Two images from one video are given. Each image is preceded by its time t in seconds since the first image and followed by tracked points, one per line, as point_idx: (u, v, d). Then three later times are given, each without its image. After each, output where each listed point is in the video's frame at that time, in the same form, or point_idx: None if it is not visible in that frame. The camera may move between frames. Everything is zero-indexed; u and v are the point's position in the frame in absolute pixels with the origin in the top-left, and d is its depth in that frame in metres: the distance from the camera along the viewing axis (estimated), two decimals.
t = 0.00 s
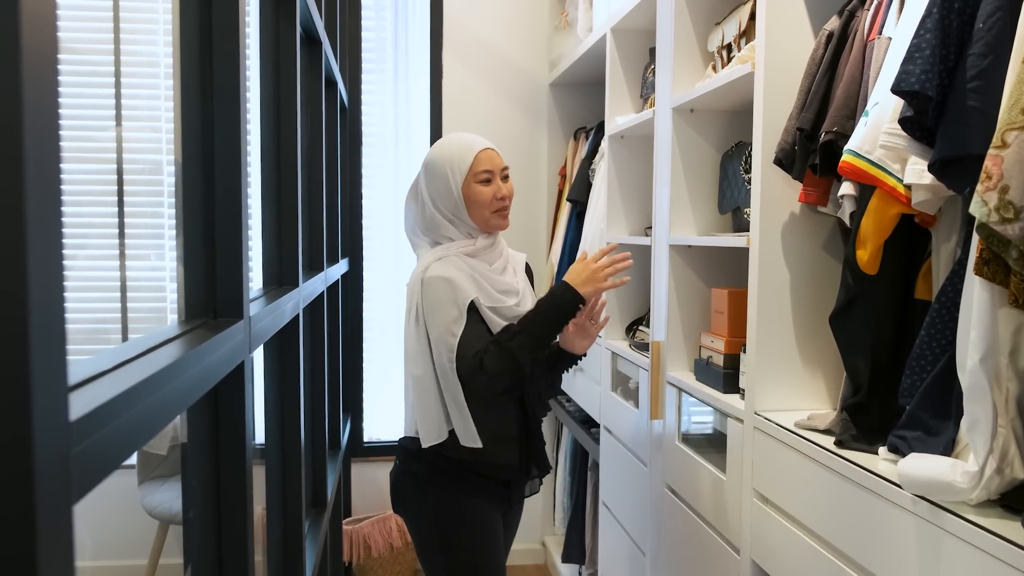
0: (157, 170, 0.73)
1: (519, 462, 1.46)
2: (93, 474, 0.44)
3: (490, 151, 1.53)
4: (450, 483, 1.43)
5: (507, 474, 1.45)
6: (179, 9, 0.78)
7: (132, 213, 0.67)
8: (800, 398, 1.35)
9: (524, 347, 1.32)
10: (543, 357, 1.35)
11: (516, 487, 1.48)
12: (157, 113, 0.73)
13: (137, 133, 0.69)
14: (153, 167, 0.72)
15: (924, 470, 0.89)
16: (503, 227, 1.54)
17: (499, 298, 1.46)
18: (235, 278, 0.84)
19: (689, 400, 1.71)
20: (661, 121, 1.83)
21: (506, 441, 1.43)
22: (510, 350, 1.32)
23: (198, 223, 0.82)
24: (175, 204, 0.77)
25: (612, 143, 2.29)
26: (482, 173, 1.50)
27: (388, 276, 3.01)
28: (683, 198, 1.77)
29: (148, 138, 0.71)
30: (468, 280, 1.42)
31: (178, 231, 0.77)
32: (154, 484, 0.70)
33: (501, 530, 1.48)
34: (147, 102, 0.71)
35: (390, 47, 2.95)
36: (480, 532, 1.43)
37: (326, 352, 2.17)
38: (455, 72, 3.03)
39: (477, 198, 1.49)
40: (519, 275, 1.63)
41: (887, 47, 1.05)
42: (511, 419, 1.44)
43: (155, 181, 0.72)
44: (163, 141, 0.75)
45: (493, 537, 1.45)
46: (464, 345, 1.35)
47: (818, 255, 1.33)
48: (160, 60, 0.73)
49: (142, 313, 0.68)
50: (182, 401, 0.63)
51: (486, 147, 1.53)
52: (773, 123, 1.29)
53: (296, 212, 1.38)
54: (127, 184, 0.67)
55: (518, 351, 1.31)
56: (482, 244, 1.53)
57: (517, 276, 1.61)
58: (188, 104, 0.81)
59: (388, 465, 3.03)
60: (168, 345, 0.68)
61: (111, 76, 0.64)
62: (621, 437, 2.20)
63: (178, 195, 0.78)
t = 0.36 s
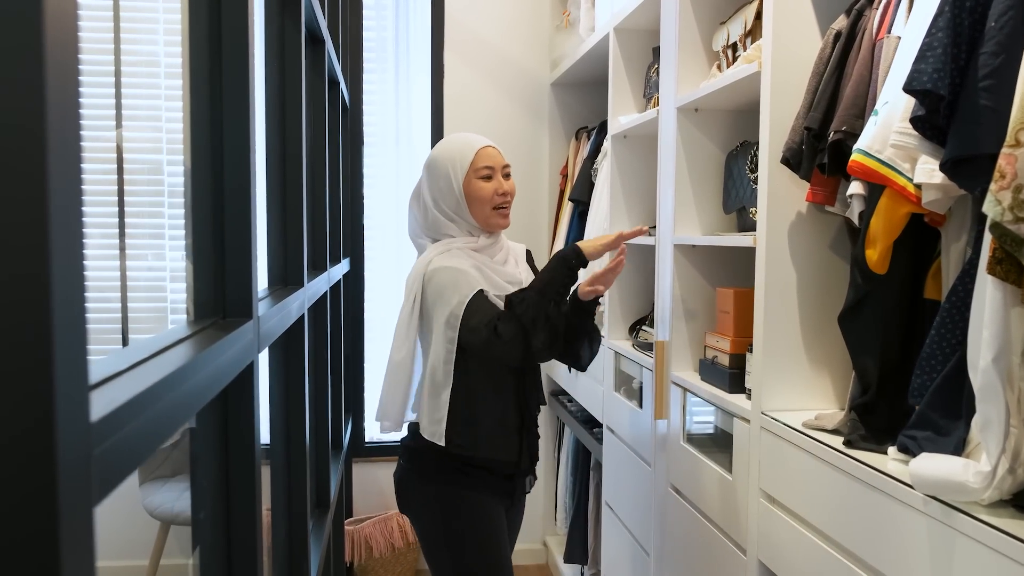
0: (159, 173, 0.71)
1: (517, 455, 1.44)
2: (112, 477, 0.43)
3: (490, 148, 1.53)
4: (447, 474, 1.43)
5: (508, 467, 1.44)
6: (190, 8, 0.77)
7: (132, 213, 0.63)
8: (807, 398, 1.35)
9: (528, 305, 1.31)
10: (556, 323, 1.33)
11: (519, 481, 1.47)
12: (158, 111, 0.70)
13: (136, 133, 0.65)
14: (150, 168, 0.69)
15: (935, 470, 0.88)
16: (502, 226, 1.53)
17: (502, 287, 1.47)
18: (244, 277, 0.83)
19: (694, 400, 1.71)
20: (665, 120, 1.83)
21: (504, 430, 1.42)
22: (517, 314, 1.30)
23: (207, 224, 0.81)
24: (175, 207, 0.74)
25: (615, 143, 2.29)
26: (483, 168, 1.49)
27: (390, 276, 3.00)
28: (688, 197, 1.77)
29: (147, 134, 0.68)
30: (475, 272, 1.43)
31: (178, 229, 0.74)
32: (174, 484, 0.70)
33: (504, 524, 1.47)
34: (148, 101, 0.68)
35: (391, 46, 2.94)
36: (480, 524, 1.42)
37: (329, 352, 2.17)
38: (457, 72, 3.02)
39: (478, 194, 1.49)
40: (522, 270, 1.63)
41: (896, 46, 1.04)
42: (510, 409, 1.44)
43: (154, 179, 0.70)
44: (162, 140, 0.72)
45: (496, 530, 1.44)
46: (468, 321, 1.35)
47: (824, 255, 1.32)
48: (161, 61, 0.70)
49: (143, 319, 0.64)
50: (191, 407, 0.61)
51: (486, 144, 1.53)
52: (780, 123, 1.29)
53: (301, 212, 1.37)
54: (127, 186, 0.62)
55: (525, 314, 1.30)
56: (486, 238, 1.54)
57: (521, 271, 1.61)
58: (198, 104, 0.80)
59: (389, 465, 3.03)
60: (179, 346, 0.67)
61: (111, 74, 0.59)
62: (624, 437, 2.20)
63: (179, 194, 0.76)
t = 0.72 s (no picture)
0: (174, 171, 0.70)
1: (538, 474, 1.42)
2: (133, 481, 0.43)
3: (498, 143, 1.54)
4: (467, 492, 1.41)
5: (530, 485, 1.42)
6: (202, 7, 0.77)
7: (133, 214, 0.59)
8: (815, 399, 1.35)
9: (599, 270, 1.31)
10: (621, 293, 1.34)
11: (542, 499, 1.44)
12: (157, 110, 0.65)
13: (135, 133, 0.60)
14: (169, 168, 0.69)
15: (947, 471, 0.88)
16: (513, 220, 1.53)
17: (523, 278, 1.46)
18: (255, 277, 0.83)
19: (700, 401, 1.71)
20: (670, 120, 1.83)
21: (525, 447, 1.40)
22: (592, 280, 1.31)
23: (217, 225, 0.81)
24: (176, 207, 0.70)
25: (618, 142, 2.29)
26: (493, 162, 1.50)
27: (391, 276, 3.00)
28: (693, 198, 1.76)
29: (146, 133, 0.63)
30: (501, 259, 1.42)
31: (178, 229, 0.70)
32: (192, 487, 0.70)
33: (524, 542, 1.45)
34: (146, 94, 0.63)
35: (392, 46, 2.93)
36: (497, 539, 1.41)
37: (332, 352, 2.16)
38: (458, 72, 3.02)
39: (490, 187, 1.49)
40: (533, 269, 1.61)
41: (906, 47, 1.04)
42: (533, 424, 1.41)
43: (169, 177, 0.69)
44: (162, 139, 0.67)
45: (514, 549, 1.43)
46: (528, 292, 1.32)
47: (832, 255, 1.32)
48: (160, 61, 0.65)
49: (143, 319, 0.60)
50: (203, 412, 0.60)
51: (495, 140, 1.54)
52: (788, 123, 1.29)
53: (307, 212, 1.36)
54: (128, 187, 0.58)
55: (598, 281, 1.31)
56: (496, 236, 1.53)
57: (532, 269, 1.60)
58: (209, 105, 0.79)
59: (391, 465, 3.02)
60: (190, 349, 0.66)
61: (124, 76, 0.58)
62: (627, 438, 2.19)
63: (179, 198, 0.71)
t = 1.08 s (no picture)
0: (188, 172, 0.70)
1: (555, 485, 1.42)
2: (149, 483, 0.43)
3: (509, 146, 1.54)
4: (485, 502, 1.41)
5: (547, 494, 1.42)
6: (211, 8, 0.76)
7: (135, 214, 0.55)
8: (820, 400, 1.35)
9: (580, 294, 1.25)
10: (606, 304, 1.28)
11: (561, 508, 1.44)
12: (157, 108, 0.62)
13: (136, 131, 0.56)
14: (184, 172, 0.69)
15: (956, 472, 0.88)
16: (521, 225, 1.53)
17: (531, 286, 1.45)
18: (262, 278, 0.82)
19: (704, 402, 1.71)
20: (673, 120, 1.83)
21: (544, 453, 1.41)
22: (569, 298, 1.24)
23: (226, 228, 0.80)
24: (176, 208, 0.66)
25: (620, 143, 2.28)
26: (505, 165, 1.50)
27: (391, 277, 2.99)
28: (696, 199, 1.76)
29: (147, 133, 0.60)
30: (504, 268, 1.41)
31: (178, 229, 0.65)
32: (202, 490, 0.69)
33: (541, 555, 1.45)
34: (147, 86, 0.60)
35: (393, 46, 2.93)
36: (514, 549, 1.41)
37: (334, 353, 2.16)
38: (459, 73, 3.01)
39: (500, 190, 1.48)
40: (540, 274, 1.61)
41: (913, 48, 1.04)
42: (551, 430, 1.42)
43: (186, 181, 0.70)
44: (162, 139, 0.63)
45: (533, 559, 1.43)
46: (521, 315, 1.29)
47: (837, 256, 1.32)
48: (161, 61, 0.62)
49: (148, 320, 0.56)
50: (212, 417, 0.59)
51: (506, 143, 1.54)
52: (793, 124, 1.29)
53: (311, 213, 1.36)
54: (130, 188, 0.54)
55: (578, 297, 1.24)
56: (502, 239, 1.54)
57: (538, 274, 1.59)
58: (218, 107, 0.79)
59: (391, 465, 3.02)
60: (196, 354, 0.65)
61: (141, 76, 0.58)
62: (631, 440, 2.19)
63: (178, 198, 0.67)
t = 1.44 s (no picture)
0: (192, 173, 0.70)
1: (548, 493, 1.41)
2: (156, 489, 0.42)
3: (496, 148, 1.52)
4: (478, 511, 1.40)
5: (541, 503, 1.40)
6: (214, 6, 0.75)
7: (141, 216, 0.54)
8: (825, 403, 1.34)
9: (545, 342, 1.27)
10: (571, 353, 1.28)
11: (555, 519, 1.41)
12: (157, 105, 0.61)
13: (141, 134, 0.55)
14: (187, 172, 0.69)
15: (966, 475, 0.87)
16: (509, 226, 1.50)
17: (518, 296, 1.43)
18: (266, 280, 0.82)
19: (706, 403, 1.70)
20: (675, 120, 1.82)
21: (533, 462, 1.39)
22: (535, 351, 1.26)
23: (229, 230, 0.79)
24: (174, 207, 0.65)
25: (621, 143, 2.28)
26: (483, 170, 1.49)
27: (391, 277, 2.98)
28: (698, 199, 1.76)
29: (149, 133, 0.59)
30: (483, 282, 1.41)
31: (177, 230, 0.64)
32: (204, 493, 0.68)
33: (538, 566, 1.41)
34: (148, 83, 0.59)
35: (392, 46, 2.91)
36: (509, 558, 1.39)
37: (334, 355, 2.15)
38: (459, 73, 3.00)
39: (479, 196, 1.48)
40: (542, 280, 1.57)
41: (920, 47, 1.04)
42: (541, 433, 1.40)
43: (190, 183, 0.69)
44: (162, 141, 0.62)
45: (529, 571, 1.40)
46: (484, 355, 1.31)
47: (842, 257, 1.32)
48: (160, 61, 0.61)
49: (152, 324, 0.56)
50: (217, 423, 0.58)
51: (492, 143, 1.52)
52: (797, 124, 1.28)
53: (312, 213, 1.35)
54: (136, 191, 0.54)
55: (545, 353, 1.26)
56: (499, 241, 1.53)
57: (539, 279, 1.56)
58: (221, 107, 0.78)
59: (391, 467, 3.01)
60: (198, 358, 0.64)
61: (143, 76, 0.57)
62: (632, 441, 2.18)
63: (176, 198, 0.65)
